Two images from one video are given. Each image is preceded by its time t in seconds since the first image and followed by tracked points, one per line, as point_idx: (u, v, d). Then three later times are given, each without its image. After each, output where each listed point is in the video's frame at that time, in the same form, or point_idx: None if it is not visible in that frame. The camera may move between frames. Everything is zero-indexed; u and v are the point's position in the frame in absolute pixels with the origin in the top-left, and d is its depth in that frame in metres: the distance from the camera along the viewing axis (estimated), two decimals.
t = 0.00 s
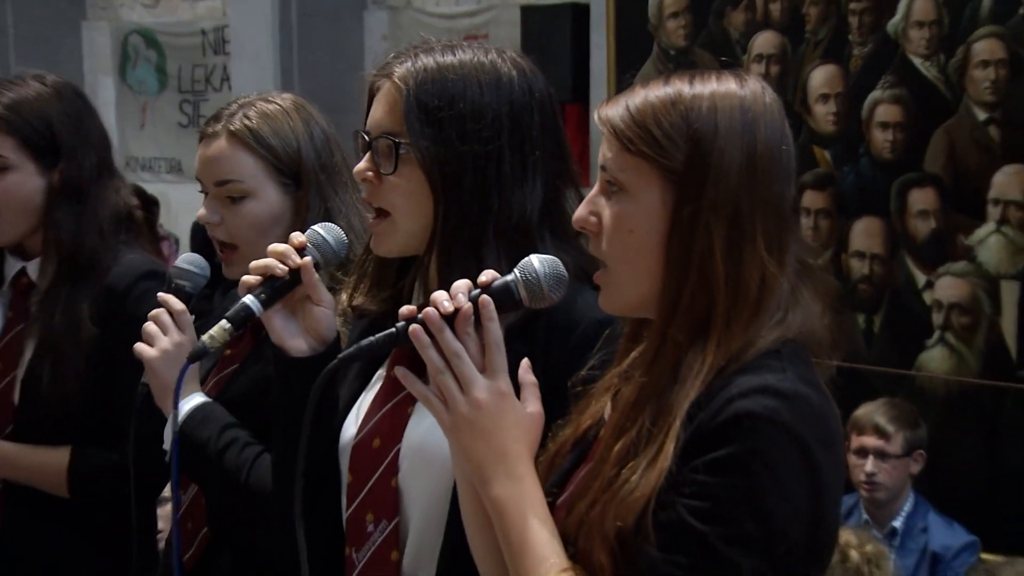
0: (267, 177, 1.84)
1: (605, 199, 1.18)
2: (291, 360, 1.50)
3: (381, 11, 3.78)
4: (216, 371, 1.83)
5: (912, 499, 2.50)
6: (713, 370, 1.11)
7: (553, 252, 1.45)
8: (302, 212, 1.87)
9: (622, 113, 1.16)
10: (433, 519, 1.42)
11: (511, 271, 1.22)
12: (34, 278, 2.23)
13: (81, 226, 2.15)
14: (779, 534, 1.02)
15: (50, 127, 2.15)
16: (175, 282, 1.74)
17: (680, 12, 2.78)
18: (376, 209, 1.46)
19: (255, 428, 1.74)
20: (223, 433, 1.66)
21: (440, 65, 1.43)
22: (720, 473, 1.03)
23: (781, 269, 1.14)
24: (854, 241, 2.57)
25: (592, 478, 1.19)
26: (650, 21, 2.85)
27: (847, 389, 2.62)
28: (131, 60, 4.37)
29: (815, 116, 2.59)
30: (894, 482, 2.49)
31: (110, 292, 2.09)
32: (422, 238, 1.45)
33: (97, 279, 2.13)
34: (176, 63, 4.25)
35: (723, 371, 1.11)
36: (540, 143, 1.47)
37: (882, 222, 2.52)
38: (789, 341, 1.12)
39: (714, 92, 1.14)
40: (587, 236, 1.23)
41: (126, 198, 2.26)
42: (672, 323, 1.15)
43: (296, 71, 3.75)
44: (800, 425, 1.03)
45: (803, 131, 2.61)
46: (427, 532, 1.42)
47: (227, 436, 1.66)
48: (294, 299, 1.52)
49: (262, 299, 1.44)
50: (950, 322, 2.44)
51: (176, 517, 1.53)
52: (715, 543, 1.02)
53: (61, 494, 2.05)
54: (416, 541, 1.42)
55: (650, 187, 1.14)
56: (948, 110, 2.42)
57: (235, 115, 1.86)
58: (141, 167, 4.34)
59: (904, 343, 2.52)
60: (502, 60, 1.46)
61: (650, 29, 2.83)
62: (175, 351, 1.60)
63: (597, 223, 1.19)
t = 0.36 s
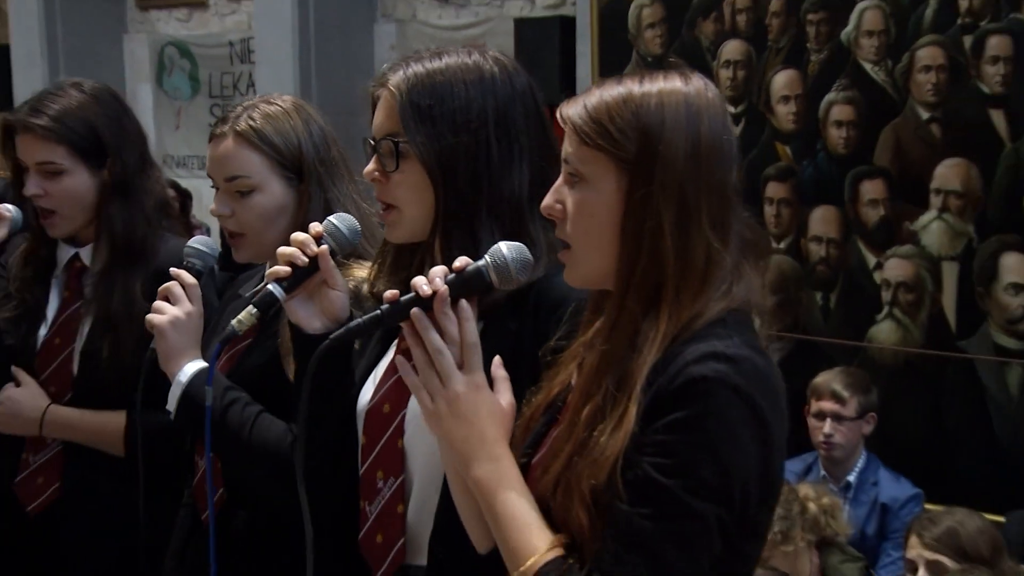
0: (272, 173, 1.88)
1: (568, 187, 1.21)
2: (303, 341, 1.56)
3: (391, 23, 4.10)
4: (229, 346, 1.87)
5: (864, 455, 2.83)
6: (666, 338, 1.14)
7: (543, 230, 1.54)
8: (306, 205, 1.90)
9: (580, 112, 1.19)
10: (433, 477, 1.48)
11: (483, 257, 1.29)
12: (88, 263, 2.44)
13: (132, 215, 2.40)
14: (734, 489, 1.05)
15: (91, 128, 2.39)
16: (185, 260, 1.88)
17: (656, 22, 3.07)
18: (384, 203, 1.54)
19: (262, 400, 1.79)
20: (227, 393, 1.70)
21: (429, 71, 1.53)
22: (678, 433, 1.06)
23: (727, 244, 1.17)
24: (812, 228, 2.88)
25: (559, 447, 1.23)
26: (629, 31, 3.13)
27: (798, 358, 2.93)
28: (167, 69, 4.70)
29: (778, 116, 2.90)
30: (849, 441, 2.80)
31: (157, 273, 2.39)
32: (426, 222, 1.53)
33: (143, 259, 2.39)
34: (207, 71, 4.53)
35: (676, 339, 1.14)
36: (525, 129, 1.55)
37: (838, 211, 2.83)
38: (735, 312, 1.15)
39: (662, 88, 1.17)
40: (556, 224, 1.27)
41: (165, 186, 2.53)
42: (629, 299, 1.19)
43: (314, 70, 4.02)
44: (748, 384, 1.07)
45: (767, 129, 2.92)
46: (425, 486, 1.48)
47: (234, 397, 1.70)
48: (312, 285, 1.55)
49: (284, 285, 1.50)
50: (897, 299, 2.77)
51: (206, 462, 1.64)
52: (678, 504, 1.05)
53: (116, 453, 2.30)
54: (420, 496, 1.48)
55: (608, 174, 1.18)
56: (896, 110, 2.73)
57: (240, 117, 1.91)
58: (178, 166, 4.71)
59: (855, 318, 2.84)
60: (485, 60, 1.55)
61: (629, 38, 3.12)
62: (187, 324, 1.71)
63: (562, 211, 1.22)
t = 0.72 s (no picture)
0: (279, 179, 2.05)
1: (541, 193, 1.24)
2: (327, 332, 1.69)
3: (405, 45, 4.51)
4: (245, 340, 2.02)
5: (830, 433, 3.14)
6: (637, 328, 1.17)
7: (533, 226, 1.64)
8: (312, 211, 2.07)
9: (549, 125, 1.23)
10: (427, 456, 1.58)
11: (468, 252, 1.37)
12: (134, 261, 2.59)
13: (168, 215, 2.55)
14: (725, 458, 1.09)
15: (133, 139, 2.54)
16: (208, 262, 1.97)
17: (644, 44, 3.45)
18: (396, 209, 1.68)
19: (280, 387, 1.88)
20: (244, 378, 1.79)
21: (425, 90, 1.65)
22: (665, 417, 1.10)
23: (686, 237, 1.20)
24: (784, 228, 3.24)
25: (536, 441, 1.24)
26: (619, 52, 3.52)
27: (771, 345, 3.26)
28: (205, 87, 5.24)
29: (753, 127, 3.27)
30: (816, 419, 3.10)
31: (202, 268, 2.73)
32: (429, 226, 1.66)
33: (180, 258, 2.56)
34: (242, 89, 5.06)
35: (646, 327, 1.17)
36: (513, 137, 1.68)
37: (807, 213, 3.19)
38: (695, 302, 1.19)
39: (623, 100, 1.21)
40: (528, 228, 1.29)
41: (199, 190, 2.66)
42: (600, 296, 1.20)
43: (336, 83, 4.40)
44: (720, 365, 1.12)
45: (744, 139, 3.29)
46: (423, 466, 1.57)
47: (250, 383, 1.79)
48: (332, 285, 1.66)
49: (308, 286, 1.61)
50: (860, 291, 3.10)
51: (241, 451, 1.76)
52: (668, 481, 1.09)
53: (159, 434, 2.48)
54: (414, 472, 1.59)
55: (577, 180, 1.21)
56: (858, 122, 3.07)
57: (249, 130, 2.08)
58: (214, 172, 5.30)
59: (823, 309, 3.19)
60: (474, 75, 1.68)
61: (619, 58, 3.51)
62: (207, 318, 1.79)
63: (537, 214, 1.25)
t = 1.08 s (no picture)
0: (299, 192, 2.06)
1: (539, 203, 1.27)
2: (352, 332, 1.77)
3: (425, 68, 4.92)
4: (268, 337, 2.09)
5: (809, 420, 3.47)
6: (633, 326, 1.22)
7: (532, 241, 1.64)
8: (329, 222, 2.07)
9: (547, 139, 1.27)
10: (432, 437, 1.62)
11: (476, 258, 1.40)
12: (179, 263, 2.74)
13: (205, 220, 2.67)
14: (724, 441, 1.15)
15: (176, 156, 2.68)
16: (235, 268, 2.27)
17: (641, 68, 3.83)
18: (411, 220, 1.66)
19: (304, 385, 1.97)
20: (267, 375, 1.88)
21: (434, 111, 1.64)
22: (672, 410, 1.15)
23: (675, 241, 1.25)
24: (768, 234, 3.59)
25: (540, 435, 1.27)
26: (619, 74, 3.89)
27: (756, 340, 3.65)
28: (246, 106, 5.75)
29: (740, 143, 3.62)
30: (796, 406, 3.42)
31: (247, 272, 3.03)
32: (441, 235, 1.64)
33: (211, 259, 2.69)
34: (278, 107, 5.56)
35: (643, 327, 1.22)
36: (516, 157, 1.65)
37: (789, 221, 3.54)
38: (684, 303, 1.25)
39: (615, 117, 1.26)
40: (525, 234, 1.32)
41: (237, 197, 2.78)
42: (596, 297, 1.24)
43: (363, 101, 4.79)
44: (718, 360, 1.18)
45: (733, 153, 3.64)
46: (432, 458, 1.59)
47: (271, 378, 1.88)
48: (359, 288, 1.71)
49: (333, 287, 1.68)
50: (836, 292, 3.45)
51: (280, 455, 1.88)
52: (677, 466, 1.13)
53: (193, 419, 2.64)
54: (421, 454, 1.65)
55: (574, 189, 1.25)
56: (834, 138, 3.41)
57: (271, 146, 2.10)
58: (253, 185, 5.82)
59: (804, 308, 3.54)
60: (481, 98, 1.66)
61: (620, 80, 3.88)
62: (232, 320, 1.90)
63: (535, 222, 1.28)
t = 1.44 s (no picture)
0: (334, 200, 2.33)
1: (561, 212, 1.37)
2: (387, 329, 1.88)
3: (454, 88, 5.31)
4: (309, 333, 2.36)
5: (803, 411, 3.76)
6: (653, 325, 1.31)
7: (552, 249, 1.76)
8: (361, 228, 2.34)
9: (568, 153, 1.38)
10: (457, 424, 1.70)
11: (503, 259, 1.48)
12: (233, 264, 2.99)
13: (256, 226, 2.91)
14: (740, 427, 1.27)
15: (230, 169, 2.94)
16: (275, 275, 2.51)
17: (650, 88, 4.16)
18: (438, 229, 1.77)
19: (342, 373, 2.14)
20: (310, 371, 2.11)
21: (462, 128, 1.74)
22: (692, 397, 1.25)
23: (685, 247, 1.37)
24: (766, 240, 3.93)
25: (564, 424, 1.37)
26: (630, 93, 4.23)
27: (757, 337, 3.99)
28: (291, 122, 6.17)
29: (741, 157, 3.96)
30: (791, 398, 3.71)
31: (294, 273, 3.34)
32: (469, 242, 1.75)
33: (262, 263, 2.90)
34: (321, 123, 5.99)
35: (660, 324, 1.32)
36: (539, 171, 1.76)
37: (785, 228, 3.87)
38: (696, 303, 1.35)
39: (630, 133, 1.37)
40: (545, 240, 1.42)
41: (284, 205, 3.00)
42: (617, 298, 1.34)
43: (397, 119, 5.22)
44: (730, 351, 1.30)
45: (734, 166, 3.98)
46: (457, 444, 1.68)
47: (314, 373, 2.11)
48: (394, 289, 1.89)
49: (373, 292, 1.88)
50: (828, 294, 3.78)
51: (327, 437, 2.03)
52: (699, 452, 1.24)
53: (248, 407, 2.83)
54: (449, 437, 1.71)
55: (594, 199, 1.35)
56: (826, 153, 3.74)
57: (309, 160, 2.37)
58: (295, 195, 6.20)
59: (798, 307, 3.87)
60: (504, 115, 1.77)
61: (631, 98, 4.22)
62: (276, 322, 2.18)
63: (557, 229, 1.38)
